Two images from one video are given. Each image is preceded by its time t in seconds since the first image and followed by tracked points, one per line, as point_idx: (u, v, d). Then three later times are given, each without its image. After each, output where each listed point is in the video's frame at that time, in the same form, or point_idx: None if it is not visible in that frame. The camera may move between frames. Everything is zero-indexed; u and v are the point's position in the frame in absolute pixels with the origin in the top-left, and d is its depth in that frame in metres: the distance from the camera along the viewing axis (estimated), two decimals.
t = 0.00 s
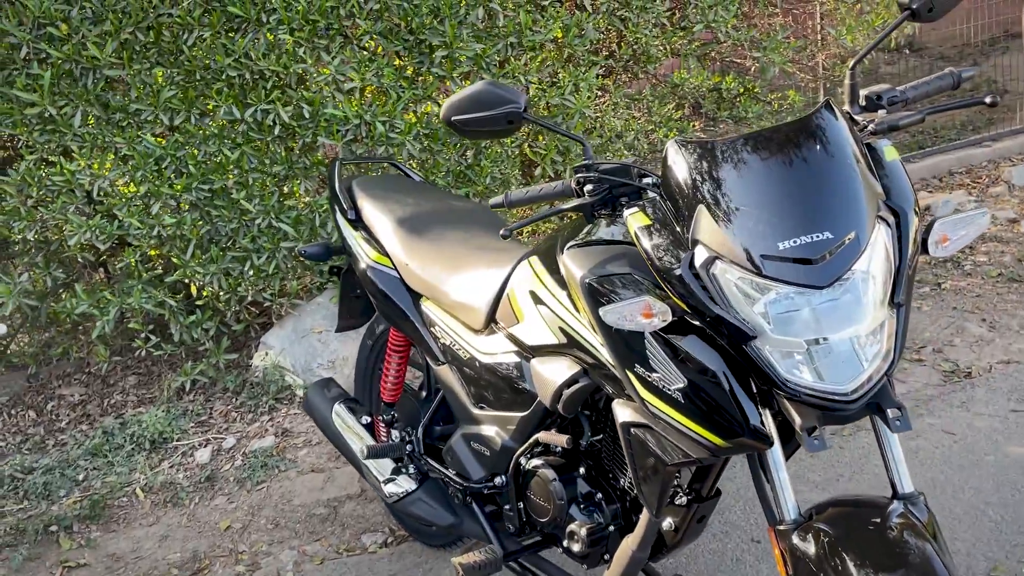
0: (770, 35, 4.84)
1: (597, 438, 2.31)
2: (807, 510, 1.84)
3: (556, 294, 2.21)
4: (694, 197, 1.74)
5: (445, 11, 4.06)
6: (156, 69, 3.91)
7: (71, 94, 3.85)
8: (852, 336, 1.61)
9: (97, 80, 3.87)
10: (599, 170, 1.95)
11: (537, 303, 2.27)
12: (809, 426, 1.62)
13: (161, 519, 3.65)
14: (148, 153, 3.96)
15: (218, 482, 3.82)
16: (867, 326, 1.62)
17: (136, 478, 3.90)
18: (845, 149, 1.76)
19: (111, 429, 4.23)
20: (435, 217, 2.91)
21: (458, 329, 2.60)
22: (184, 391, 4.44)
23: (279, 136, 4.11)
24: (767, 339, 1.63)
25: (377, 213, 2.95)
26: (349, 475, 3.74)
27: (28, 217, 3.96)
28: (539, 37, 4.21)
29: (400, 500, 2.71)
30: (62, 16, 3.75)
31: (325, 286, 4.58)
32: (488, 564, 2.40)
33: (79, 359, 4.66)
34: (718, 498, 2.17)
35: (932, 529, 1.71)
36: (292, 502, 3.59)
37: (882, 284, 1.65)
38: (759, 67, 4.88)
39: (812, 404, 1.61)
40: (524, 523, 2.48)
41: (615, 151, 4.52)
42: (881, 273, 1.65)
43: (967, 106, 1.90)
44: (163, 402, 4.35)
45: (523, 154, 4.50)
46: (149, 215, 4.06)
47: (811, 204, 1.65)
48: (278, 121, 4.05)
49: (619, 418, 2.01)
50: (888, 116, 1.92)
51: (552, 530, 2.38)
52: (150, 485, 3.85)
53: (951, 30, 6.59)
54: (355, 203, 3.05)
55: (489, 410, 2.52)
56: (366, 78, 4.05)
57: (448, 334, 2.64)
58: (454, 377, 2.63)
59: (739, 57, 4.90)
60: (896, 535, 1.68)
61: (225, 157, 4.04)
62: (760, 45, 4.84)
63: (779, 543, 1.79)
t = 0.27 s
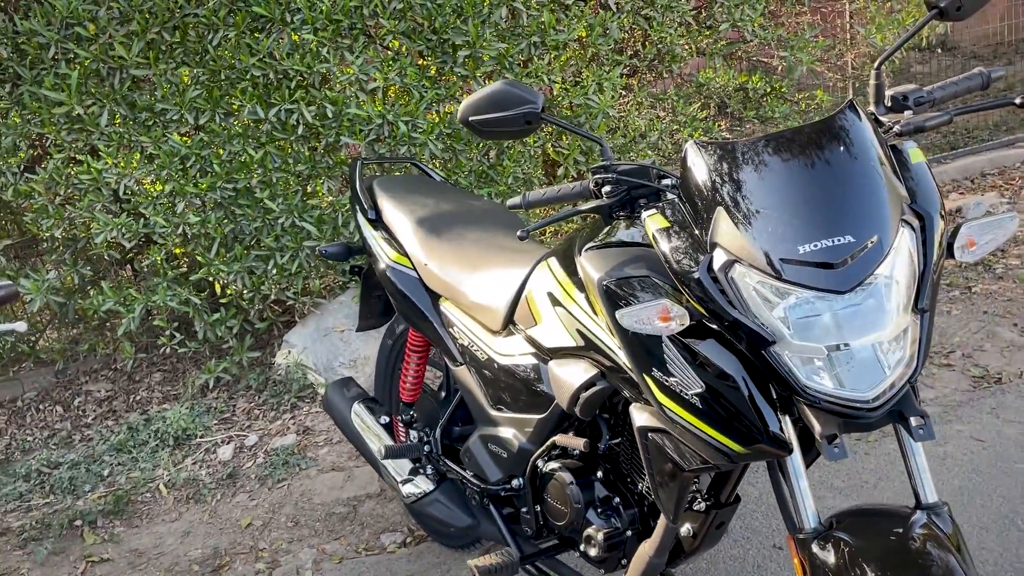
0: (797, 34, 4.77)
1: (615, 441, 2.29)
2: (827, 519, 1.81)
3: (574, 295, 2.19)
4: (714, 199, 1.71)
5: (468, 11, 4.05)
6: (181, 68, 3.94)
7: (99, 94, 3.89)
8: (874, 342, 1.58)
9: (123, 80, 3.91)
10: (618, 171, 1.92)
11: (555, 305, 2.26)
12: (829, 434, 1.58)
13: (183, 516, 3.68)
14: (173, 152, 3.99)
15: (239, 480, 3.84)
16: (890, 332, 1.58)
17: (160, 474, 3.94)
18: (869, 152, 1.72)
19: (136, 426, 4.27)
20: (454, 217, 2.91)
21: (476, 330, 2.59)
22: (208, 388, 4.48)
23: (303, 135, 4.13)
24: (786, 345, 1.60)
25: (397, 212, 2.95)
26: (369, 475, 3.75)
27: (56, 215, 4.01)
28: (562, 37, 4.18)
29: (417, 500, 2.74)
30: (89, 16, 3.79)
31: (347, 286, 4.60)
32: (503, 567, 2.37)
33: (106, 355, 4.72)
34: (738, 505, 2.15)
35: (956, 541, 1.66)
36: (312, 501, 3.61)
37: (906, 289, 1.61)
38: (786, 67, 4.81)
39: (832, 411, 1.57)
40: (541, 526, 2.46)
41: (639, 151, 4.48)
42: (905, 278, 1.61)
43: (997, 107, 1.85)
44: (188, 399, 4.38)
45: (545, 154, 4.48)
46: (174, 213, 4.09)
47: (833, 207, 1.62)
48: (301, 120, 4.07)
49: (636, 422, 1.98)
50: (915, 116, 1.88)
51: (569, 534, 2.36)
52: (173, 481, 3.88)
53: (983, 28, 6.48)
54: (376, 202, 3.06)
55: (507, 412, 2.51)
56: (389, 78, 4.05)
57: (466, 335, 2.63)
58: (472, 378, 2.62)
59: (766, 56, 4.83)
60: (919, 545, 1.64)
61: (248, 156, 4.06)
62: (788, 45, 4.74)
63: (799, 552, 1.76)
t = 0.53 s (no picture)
0: (833, 30, 4.72)
1: (647, 434, 2.28)
2: (862, 514, 1.80)
3: (607, 286, 2.20)
4: (750, 189, 1.70)
5: (501, 5, 4.07)
6: (218, 62, 3.99)
7: (138, 87, 3.96)
8: (914, 334, 1.56)
9: (162, 73, 3.97)
10: (653, 161, 1.91)
11: (588, 297, 2.26)
12: (865, 426, 1.57)
13: (216, 503, 3.73)
14: (210, 145, 4.04)
15: (271, 469, 3.89)
16: (930, 325, 1.57)
17: (194, 462, 4.00)
18: (910, 144, 1.71)
19: (171, 414, 4.34)
20: (487, 209, 2.92)
21: (508, 321, 2.60)
22: (241, 378, 4.54)
23: (336, 129, 4.17)
24: (824, 335, 1.58)
25: (430, 204, 2.97)
26: (399, 466, 3.78)
27: (95, 206, 4.08)
28: (596, 32, 4.17)
29: (447, 490, 2.75)
30: (130, 10, 3.85)
31: (378, 279, 4.64)
32: (534, 557, 2.36)
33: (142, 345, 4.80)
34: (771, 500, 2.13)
35: (995, 536, 1.64)
36: (343, 490, 3.64)
37: (946, 282, 1.59)
38: (821, 63, 4.75)
39: (869, 403, 1.56)
40: (571, 517, 2.47)
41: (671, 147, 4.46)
42: (946, 270, 1.60)
43: None
44: (221, 389, 4.45)
45: (577, 149, 4.48)
46: (211, 205, 4.15)
47: (872, 198, 1.61)
48: (335, 114, 4.11)
49: (669, 414, 1.98)
50: (956, 108, 1.86)
51: (599, 526, 2.36)
52: (207, 469, 3.94)
53: None
54: (409, 195, 3.08)
55: (538, 403, 2.51)
56: (422, 72, 4.07)
57: (498, 326, 2.64)
58: (503, 369, 2.64)
59: (801, 52, 4.78)
60: (956, 541, 1.62)
61: (283, 149, 4.11)
62: (825, 40, 4.68)
63: (834, 546, 1.74)
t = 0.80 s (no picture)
0: (878, 29, 4.71)
1: (691, 424, 2.34)
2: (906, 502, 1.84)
3: (655, 278, 2.25)
4: (803, 184, 1.75)
5: (548, 3, 4.13)
6: (272, 56, 4.10)
7: (195, 80, 4.09)
8: (962, 326, 1.61)
9: (218, 66, 4.09)
10: (706, 155, 1.98)
11: (635, 288, 2.32)
12: (913, 415, 1.61)
13: (264, 484, 3.85)
14: (262, 137, 4.15)
15: (316, 452, 4.00)
16: (979, 317, 1.61)
17: (241, 444, 4.12)
18: (962, 140, 1.75)
19: (219, 397, 4.47)
20: (534, 202, 2.98)
21: (555, 311, 2.66)
22: (287, 365, 4.65)
23: (384, 123, 4.26)
24: (874, 326, 1.63)
25: (479, 197, 3.04)
26: (440, 452, 3.87)
27: (151, 195, 4.21)
28: (640, 30, 4.22)
29: (492, 475, 2.82)
30: (188, 5, 3.97)
31: (421, 271, 4.74)
32: (578, 540, 2.45)
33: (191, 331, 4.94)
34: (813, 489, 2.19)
35: None
36: (386, 474, 3.74)
37: (996, 275, 1.64)
38: (866, 62, 4.74)
39: (918, 392, 1.61)
40: (614, 503, 2.53)
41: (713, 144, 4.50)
42: (996, 264, 1.64)
43: None
44: (267, 374, 4.57)
45: (619, 145, 4.53)
46: (262, 196, 4.26)
47: (924, 193, 1.65)
48: (383, 108, 4.20)
49: (716, 402, 2.03)
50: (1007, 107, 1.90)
51: (642, 512, 2.42)
52: (254, 452, 4.06)
53: None
54: (458, 187, 3.16)
55: (583, 391, 2.57)
56: (469, 68, 4.14)
57: (544, 316, 2.70)
58: (549, 358, 2.70)
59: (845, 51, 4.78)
60: (1000, 529, 1.66)
61: (332, 142, 4.21)
62: (869, 40, 4.69)
63: (878, 534, 1.78)
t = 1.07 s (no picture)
0: (920, 30, 4.74)
1: (734, 405, 2.44)
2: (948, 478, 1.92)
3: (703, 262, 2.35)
4: (853, 171, 1.84)
5: None
6: (326, 48, 4.24)
7: (252, 70, 4.23)
8: (1005, 307, 1.70)
9: (274, 57, 4.23)
10: (759, 144, 2.09)
11: (684, 272, 2.41)
12: (957, 390, 1.71)
13: (311, 460, 3.99)
14: (314, 126, 4.29)
15: (361, 431, 4.14)
16: (1021, 299, 1.70)
17: (289, 422, 4.27)
18: (1009, 132, 1.84)
19: (267, 377, 4.63)
20: (583, 191, 3.08)
21: (602, 296, 2.76)
22: (331, 348, 4.80)
23: (432, 115, 4.38)
24: (920, 306, 1.72)
25: (529, 185, 3.15)
26: (481, 434, 3.99)
27: (207, 180, 4.37)
28: (684, 26, 4.26)
29: (537, 452, 2.90)
30: None
31: (462, 260, 4.86)
32: (623, 514, 2.54)
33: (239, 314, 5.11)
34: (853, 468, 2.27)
35: None
36: (429, 453, 3.86)
37: None
38: (907, 62, 4.78)
39: (961, 369, 1.69)
40: (657, 480, 2.62)
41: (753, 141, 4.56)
42: None
43: None
44: (313, 356, 4.72)
45: (660, 140, 4.61)
46: (312, 183, 4.40)
47: (971, 181, 1.74)
48: (431, 100, 4.32)
49: (762, 380, 2.11)
50: None
51: (685, 488, 2.51)
52: (301, 430, 4.20)
53: None
54: (508, 176, 3.26)
55: (630, 372, 2.67)
56: (516, 62, 4.24)
57: (591, 299, 2.80)
58: (596, 341, 2.80)
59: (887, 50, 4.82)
60: None
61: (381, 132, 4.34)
62: (910, 39, 4.73)
63: (919, 506, 1.89)
